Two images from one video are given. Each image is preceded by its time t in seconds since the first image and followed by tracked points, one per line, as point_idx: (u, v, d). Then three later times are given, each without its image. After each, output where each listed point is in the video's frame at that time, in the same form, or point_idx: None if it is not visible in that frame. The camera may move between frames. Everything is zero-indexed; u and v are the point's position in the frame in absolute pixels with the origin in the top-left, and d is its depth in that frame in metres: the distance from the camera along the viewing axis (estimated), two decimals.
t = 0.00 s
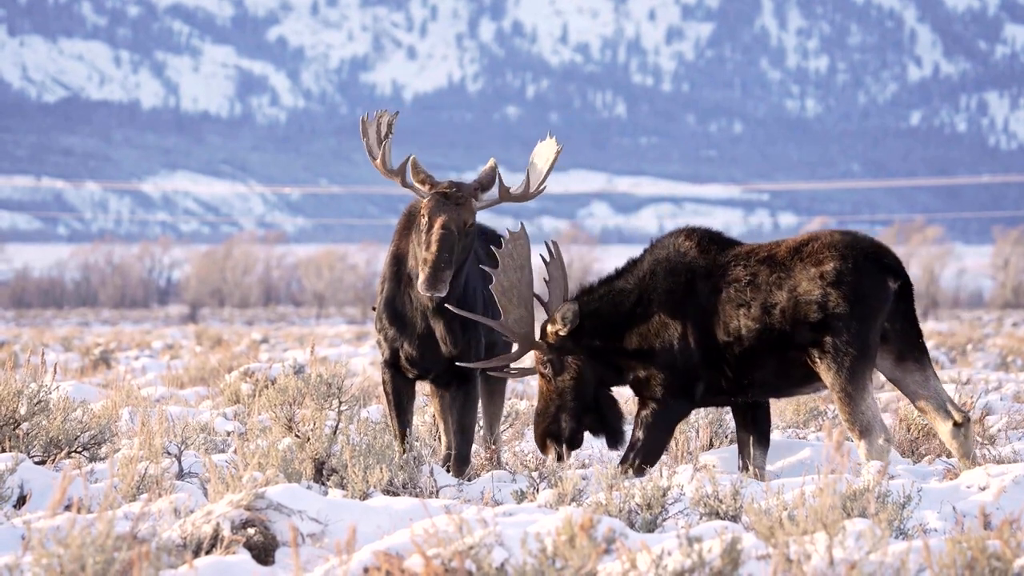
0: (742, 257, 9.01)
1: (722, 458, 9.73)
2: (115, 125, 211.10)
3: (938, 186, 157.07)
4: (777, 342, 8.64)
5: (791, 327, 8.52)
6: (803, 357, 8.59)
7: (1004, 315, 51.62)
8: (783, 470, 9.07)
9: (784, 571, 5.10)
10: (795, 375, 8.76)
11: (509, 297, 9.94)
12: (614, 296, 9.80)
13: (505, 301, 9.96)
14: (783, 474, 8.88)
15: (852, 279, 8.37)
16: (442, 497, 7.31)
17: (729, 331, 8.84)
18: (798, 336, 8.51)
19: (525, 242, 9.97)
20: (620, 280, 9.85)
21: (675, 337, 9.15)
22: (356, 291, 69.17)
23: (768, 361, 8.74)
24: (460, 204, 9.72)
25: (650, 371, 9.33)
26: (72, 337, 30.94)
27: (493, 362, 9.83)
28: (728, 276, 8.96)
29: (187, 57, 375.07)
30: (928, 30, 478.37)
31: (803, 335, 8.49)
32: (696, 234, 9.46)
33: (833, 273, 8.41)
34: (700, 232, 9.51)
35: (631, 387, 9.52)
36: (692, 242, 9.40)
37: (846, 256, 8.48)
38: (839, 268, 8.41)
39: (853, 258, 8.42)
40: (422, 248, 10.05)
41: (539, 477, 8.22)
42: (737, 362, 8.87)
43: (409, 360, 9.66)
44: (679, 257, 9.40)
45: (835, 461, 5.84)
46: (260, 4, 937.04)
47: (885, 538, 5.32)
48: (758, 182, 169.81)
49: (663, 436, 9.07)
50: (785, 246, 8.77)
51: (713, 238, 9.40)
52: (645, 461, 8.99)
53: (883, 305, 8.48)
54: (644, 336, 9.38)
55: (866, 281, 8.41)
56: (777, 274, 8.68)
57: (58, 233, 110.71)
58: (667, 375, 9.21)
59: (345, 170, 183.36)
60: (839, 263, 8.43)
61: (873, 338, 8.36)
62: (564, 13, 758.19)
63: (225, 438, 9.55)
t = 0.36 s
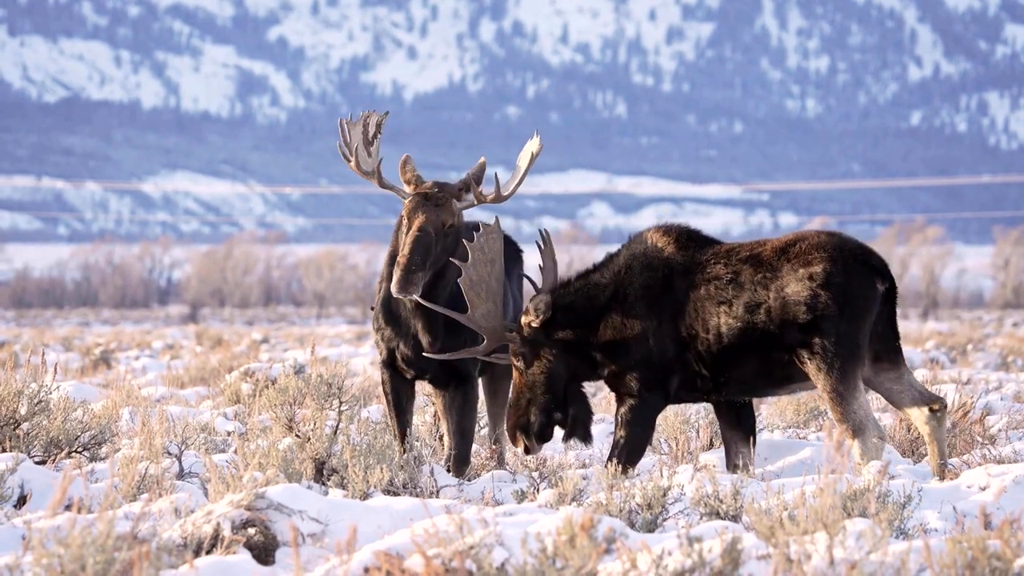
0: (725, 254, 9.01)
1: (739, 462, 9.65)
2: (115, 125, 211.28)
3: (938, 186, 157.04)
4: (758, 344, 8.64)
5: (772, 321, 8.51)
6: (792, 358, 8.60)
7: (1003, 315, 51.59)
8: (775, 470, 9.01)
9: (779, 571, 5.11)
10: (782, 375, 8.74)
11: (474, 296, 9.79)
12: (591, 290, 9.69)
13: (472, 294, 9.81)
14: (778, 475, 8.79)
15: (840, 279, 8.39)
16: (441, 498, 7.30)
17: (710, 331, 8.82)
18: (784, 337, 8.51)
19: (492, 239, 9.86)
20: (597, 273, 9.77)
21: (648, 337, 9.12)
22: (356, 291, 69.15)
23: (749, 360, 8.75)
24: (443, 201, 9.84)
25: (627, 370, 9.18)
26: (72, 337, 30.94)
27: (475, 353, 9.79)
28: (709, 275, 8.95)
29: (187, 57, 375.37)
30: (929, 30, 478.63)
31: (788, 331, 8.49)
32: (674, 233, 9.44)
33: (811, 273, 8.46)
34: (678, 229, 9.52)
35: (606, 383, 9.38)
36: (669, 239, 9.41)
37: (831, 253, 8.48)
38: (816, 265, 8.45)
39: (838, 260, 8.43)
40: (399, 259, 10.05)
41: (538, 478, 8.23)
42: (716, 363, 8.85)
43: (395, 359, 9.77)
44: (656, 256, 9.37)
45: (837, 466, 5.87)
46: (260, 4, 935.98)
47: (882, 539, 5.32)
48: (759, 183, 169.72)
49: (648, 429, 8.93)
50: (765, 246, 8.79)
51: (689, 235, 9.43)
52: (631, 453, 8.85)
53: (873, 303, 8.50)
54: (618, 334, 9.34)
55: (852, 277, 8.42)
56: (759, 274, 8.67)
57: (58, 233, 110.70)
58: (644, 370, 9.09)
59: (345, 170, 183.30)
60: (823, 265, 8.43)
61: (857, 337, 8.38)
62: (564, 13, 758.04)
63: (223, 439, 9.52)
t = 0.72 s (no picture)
0: (705, 251, 9.03)
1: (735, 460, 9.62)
2: (118, 124, 211.22)
3: (941, 184, 156.86)
4: (738, 339, 8.64)
5: (756, 314, 8.52)
6: (779, 357, 8.60)
7: (1005, 314, 51.44)
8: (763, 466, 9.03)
9: (784, 570, 5.08)
10: (764, 372, 8.76)
11: (453, 264, 9.81)
12: (573, 279, 9.72)
13: (450, 266, 9.82)
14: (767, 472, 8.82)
15: (828, 281, 8.39)
16: (443, 498, 7.29)
17: (689, 329, 8.81)
18: (771, 337, 8.51)
19: (485, 207, 9.88)
20: (578, 263, 9.79)
21: (628, 331, 9.15)
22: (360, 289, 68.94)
23: (729, 358, 8.74)
24: (414, 203, 10.35)
25: (607, 363, 9.24)
26: (74, 336, 31.00)
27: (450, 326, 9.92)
28: (688, 272, 8.98)
29: (189, 56, 375.38)
30: (931, 28, 478.36)
31: (771, 326, 8.50)
32: (654, 228, 9.47)
33: (793, 271, 8.48)
34: (657, 225, 9.53)
35: (589, 375, 9.43)
36: (650, 237, 9.41)
37: (811, 253, 8.49)
38: (798, 263, 8.46)
39: (822, 261, 8.44)
40: (391, 249, 10.15)
41: (541, 476, 8.29)
42: (699, 358, 8.82)
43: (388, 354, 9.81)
44: (635, 253, 9.38)
45: (838, 467, 5.90)
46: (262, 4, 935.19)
47: (884, 536, 5.31)
48: (761, 181, 169.57)
49: (635, 423, 8.92)
50: (749, 244, 8.82)
51: (667, 230, 9.45)
52: (621, 446, 8.81)
53: (860, 306, 8.52)
54: (599, 331, 9.35)
55: (837, 279, 8.43)
56: (743, 271, 8.68)
57: (61, 231, 110.68)
58: (627, 362, 9.11)
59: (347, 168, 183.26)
60: (807, 266, 8.42)
61: (846, 338, 8.39)
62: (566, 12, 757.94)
63: (226, 438, 9.52)
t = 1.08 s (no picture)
0: (690, 253, 9.06)
1: (728, 457, 9.63)
2: (123, 125, 211.74)
3: (946, 185, 156.60)
4: (723, 338, 8.65)
5: (741, 311, 8.56)
6: (767, 361, 8.60)
7: (1011, 315, 51.32)
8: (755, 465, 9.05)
9: (788, 569, 5.10)
10: (750, 376, 8.77)
11: (442, 246, 9.78)
12: (558, 275, 9.80)
13: (439, 249, 9.80)
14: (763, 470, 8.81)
15: (815, 287, 8.40)
16: (448, 498, 7.30)
17: (674, 329, 8.83)
18: (760, 339, 8.50)
19: (476, 192, 9.91)
20: (566, 261, 9.84)
21: (613, 325, 9.22)
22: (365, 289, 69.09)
23: (715, 359, 8.74)
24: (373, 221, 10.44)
25: (593, 364, 9.29)
26: (81, 335, 31.06)
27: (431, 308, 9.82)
28: (672, 273, 9.00)
29: (194, 57, 376.04)
30: (937, 28, 477.84)
31: (756, 321, 8.52)
32: (638, 229, 9.53)
33: (778, 272, 8.49)
34: (643, 226, 9.57)
35: (577, 376, 9.43)
36: (633, 237, 9.50)
37: (797, 257, 8.52)
38: (782, 269, 8.49)
39: (810, 264, 8.45)
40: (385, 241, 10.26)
41: (545, 476, 8.26)
42: (683, 360, 8.85)
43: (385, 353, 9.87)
44: (617, 253, 9.47)
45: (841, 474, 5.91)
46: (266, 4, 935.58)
47: (892, 538, 5.30)
48: (767, 181, 169.45)
49: (626, 422, 8.94)
50: (735, 247, 8.84)
51: (650, 232, 9.53)
52: (612, 445, 8.84)
53: (847, 313, 8.55)
54: (584, 328, 9.41)
55: (824, 283, 8.44)
56: (731, 274, 8.68)
57: (66, 232, 110.95)
58: (615, 363, 9.13)
59: (351, 168, 183.34)
60: (794, 272, 8.46)
61: (834, 340, 8.39)
62: (572, 12, 757.85)
63: (229, 437, 9.59)
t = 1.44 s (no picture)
0: (678, 256, 8.98)
1: (733, 456, 9.61)
2: (130, 124, 212.06)
3: (954, 184, 156.18)
4: (716, 345, 8.63)
5: (734, 313, 8.52)
6: (762, 363, 8.60)
7: (1021, 315, 51.08)
8: (754, 465, 9.02)
9: (796, 571, 5.08)
10: (744, 377, 8.79)
11: (429, 239, 10.06)
12: (545, 270, 9.79)
13: (426, 243, 10.04)
14: (766, 469, 8.73)
15: (811, 291, 8.36)
16: (455, 496, 7.28)
17: (666, 330, 8.79)
18: (757, 341, 8.46)
19: (466, 187, 10.15)
20: (552, 258, 9.81)
21: (602, 326, 9.22)
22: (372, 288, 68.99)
23: (708, 362, 8.71)
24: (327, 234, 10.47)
25: (585, 363, 9.27)
26: (87, 337, 31.05)
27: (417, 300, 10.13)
28: (664, 274, 8.93)
29: (201, 57, 376.81)
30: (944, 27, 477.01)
31: (754, 318, 8.46)
32: (625, 226, 9.47)
33: (768, 277, 8.44)
34: (628, 224, 9.55)
35: (571, 375, 9.43)
36: (620, 236, 9.45)
37: (789, 259, 8.47)
38: (775, 273, 8.42)
39: (802, 267, 8.41)
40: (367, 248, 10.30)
41: (551, 476, 8.27)
42: (676, 361, 8.82)
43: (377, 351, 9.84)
44: (607, 251, 9.41)
45: (849, 462, 5.83)
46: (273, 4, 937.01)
47: (899, 538, 5.28)
48: (774, 180, 169.25)
49: (623, 421, 8.96)
50: (729, 247, 8.75)
51: (637, 229, 9.49)
52: (606, 443, 8.89)
53: (841, 314, 8.50)
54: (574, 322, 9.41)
55: (821, 286, 8.38)
56: (724, 275, 8.62)
57: (73, 232, 111.07)
58: (608, 364, 9.12)
59: (358, 168, 183.36)
60: (790, 277, 8.37)
61: (828, 345, 8.36)
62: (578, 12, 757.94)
63: (238, 436, 9.59)
